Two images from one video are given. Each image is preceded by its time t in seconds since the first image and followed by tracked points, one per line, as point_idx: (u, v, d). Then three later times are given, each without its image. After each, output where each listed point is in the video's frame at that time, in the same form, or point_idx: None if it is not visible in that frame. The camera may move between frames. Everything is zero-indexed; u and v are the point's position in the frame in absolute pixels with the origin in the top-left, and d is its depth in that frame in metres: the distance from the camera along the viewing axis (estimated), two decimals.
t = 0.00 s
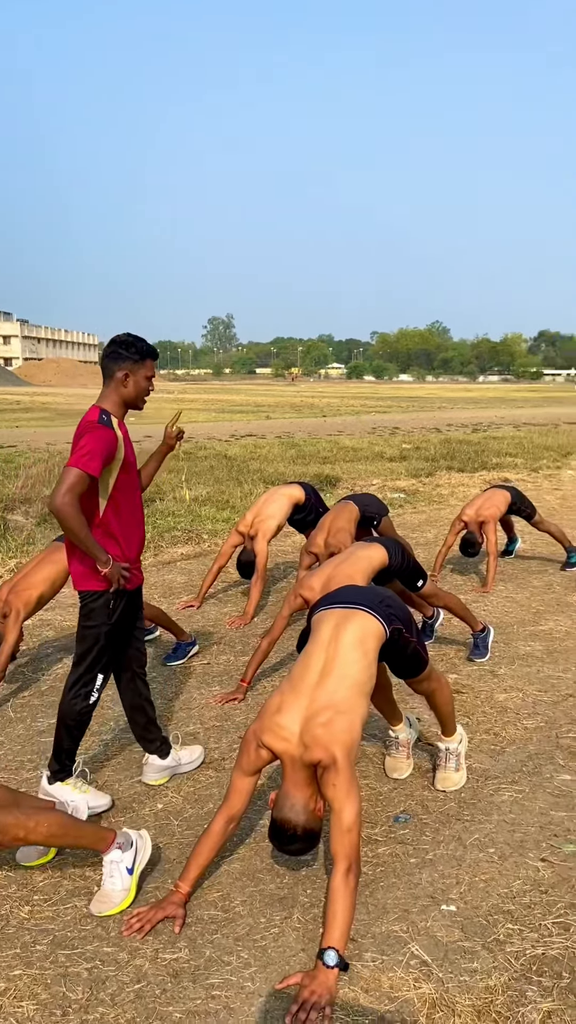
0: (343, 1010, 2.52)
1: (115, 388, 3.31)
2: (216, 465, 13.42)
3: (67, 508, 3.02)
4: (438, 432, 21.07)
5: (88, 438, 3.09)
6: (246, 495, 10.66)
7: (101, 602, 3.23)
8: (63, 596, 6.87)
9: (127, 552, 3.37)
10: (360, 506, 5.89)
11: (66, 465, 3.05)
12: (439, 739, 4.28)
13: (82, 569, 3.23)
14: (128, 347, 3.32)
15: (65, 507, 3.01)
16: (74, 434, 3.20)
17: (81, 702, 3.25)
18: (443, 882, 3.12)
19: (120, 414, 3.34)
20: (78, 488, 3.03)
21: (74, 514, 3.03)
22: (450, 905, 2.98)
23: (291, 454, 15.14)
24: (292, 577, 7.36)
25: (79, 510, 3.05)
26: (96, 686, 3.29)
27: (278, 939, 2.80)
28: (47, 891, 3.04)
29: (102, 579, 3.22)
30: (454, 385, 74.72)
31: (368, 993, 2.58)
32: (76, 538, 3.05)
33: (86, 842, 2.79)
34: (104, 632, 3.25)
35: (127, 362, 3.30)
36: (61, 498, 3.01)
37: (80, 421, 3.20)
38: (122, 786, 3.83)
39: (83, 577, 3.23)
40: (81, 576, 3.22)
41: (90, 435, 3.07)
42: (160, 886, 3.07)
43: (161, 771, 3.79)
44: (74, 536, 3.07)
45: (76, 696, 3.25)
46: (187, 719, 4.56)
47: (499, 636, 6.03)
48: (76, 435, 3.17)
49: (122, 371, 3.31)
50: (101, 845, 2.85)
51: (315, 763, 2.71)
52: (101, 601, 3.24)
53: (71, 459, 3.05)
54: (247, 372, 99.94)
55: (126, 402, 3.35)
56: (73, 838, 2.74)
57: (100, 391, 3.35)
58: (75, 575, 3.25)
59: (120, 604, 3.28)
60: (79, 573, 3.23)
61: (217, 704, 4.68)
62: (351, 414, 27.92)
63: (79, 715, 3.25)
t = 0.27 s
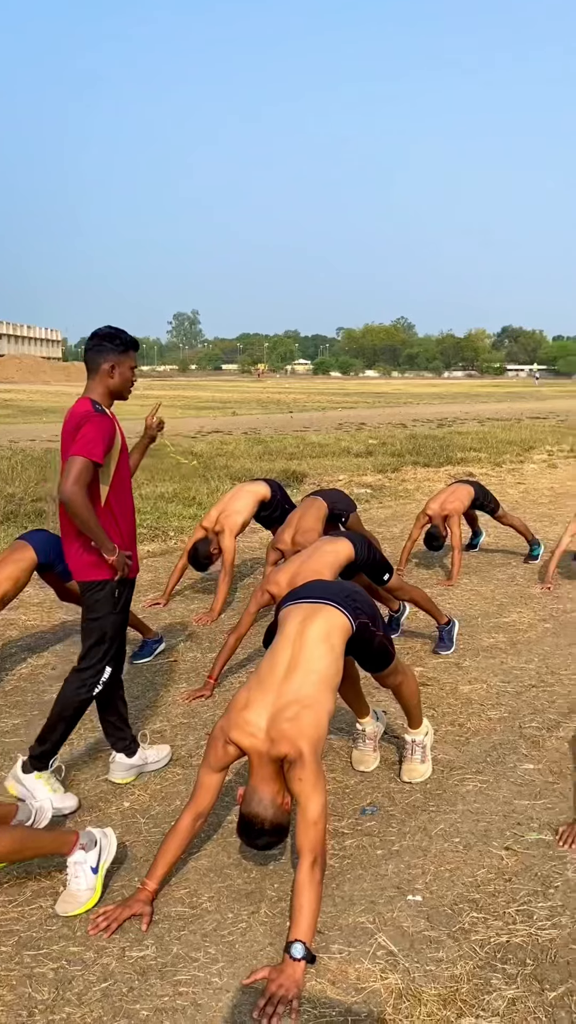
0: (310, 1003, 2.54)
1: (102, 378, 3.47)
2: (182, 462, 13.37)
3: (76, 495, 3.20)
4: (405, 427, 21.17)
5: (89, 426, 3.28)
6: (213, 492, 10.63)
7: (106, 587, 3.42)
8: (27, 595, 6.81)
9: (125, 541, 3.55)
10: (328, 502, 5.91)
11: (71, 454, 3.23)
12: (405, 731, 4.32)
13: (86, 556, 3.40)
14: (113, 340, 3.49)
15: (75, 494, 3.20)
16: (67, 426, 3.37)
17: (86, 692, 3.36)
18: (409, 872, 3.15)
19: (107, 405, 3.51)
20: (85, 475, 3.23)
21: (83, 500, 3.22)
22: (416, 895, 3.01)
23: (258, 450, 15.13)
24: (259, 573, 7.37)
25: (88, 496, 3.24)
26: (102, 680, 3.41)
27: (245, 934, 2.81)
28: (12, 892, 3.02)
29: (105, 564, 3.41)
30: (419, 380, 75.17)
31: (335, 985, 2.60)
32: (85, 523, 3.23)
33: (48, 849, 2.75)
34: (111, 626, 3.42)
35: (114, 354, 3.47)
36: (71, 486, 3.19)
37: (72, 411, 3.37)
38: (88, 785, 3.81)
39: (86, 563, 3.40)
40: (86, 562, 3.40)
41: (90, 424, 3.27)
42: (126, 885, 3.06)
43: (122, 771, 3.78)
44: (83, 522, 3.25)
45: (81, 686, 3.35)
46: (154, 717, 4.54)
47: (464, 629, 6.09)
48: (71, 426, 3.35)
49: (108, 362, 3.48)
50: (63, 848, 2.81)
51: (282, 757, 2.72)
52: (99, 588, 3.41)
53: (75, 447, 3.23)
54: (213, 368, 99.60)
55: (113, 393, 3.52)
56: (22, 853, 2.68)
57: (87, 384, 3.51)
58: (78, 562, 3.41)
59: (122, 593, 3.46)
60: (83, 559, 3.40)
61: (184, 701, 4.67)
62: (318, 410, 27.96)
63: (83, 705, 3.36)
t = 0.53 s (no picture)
0: (274, 995, 2.55)
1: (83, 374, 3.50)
2: (145, 458, 13.28)
3: (65, 484, 3.23)
4: (368, 421, 21.24)
5: (73, 416, 3.32)
6: (176, 487, 10.58)
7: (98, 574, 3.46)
8: None
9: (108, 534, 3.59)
10: (295, 498, 5.92)
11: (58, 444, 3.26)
12: (368, 723, 4.36)
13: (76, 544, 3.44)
14: (95, 338, 3.50)
15: (64, 484, 3.23)
16: (50, 417, 3.40)
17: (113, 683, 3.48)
18: (372, 862, 3.18)
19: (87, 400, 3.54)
20: (73, 465, 3.26)
21: (72, 489, 3.25)
22: (379, 885, 3.04)
23: (221, 445, 15.08)
24: (223, 569, 7.36)
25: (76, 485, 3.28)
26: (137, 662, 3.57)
27: (209, 928, 2.81)
28: None
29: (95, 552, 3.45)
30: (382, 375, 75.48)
31: (299, 976, 2.62)
32: (75, 512, 3.27)
33: None
34: (131, 612, 3.56)
35: (97, 352, 3.49)
36: (60, 476, 3.22)
37: (55, 403, 3.40)
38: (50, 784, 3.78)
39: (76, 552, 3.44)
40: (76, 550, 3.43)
41: (76, 414, 3.30)
42: (89, 883, 3.05)
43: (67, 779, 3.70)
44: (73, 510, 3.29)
45: (111, 677, 3.48)
46: (117, 714, 4.52)
47: (426, 620, 6.15)
48: (54, 417, 3.37)
49: (89, 360, 3.50)
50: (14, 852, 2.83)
51: (245, 751, 2.73)
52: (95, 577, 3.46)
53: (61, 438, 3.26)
54: (177, 363, 99.00)
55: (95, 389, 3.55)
56: None
57: (67, 378, 3.53)
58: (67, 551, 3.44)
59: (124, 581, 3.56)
60: (72, 549, 3.43)
61: (147, 697, 4.65)
62: (282, 404, 27.94)
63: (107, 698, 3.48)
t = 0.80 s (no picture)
0: (233, 986, 2.56)
1: (61, 370, 3.48)
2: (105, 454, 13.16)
3: (46, 479, 3.24)
4: (330, 416, 21.31)
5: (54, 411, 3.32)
6: (137, 483, 10.51)
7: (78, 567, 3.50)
8: None
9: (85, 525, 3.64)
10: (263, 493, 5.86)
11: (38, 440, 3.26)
12: (329, 715, 4.39)
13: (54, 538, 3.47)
14: (75, 334, 3.48)
15: (45, 481, 3.24)
16: (29, 412, 3.39)
17: (121, 667, 3.64)
18: (331, 852, 3.21)
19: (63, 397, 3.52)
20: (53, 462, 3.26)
21: (54, 484, 3.27)
22: (338, 875, 3.07)
23: (183, 440, 15.01)
24: (184, 565, 7.34)
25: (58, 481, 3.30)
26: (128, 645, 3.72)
27: (169, 923, 2.82)
28: None
29: (73, 545, 3.49)
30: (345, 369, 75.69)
31: (258, 967, 2.63)
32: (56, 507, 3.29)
33: None
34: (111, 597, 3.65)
35: (77, 348, 3.48)
36: (42, 472, 3.23)
37: (33, 398, 3.38)
38: (8, 783, 3.74)
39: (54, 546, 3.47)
40: (55, 544, 3.46)
41: (56, 409, 3.30)
42: (48, 882, 3.03)
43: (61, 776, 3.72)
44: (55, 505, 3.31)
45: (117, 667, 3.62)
46: (77, 711, 4.49)
47: (387, 613, 6.20)
48: (33, 412, 3.37)
49: (68, 357, 3.48)
50: None
51: (205, 745, 2.73)
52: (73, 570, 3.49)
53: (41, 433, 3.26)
54: (139, 357, 98.23)
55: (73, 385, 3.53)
56: None
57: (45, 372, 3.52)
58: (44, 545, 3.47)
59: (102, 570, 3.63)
60: (48, 543, 3.47)
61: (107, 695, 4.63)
62: (244, 399, 27.89)
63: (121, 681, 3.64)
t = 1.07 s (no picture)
0: (199, 980, 2.57)
1: (57, 369, 3.56)
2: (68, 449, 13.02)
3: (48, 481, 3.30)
4: (296, 410, 21.32)
5: (52, 414, 3.37)
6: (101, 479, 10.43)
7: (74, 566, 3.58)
8: None
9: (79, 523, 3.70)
10: (235, 488, 5.86)
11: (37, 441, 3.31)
12: (294, 708, 4.40)
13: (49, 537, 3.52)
14: (70, 333, 3.55)
15: (46, 482, 3.30)
16: (26, 412, 3.43)
17: (118, 659, 3.81)
18: (296, 844, 3.22)
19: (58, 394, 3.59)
20: (53, 463, 3.32)
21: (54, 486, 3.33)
22: (303, 866, 3.09)
23: (148, 435, 14.91)
24: (149, 560, 7.30)
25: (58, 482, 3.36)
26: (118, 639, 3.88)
27: (133, 918, 2.81)
28: None
29: (69, 544, 3.56)
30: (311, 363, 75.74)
31: (223, 960, 2.64)
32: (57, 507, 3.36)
33: None
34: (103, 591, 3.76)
35: (72, 348, 3.55)
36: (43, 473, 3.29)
37: (30, 401, 3.43)
38: None
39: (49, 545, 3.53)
40: (51, 544, 3.52)
41: (55, 412, 3.35)
42: (11, 881, 3.01)
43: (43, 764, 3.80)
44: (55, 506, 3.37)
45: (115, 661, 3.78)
46: (40, 709, 4.45)
47: (352, 606, 6.23)
48: (30, 413, 3.41)
49: (64, 356, 3.55)
50: None
51: (167, 741, 2.72)
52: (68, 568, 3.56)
53: (41, 435, 3.32)
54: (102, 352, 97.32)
55: (67, 383, 3.61)
56: None
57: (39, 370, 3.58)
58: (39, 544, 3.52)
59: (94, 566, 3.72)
60: (45, 543, 3.52)
61: (70, 693, 4.60)
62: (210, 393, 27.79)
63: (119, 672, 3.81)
